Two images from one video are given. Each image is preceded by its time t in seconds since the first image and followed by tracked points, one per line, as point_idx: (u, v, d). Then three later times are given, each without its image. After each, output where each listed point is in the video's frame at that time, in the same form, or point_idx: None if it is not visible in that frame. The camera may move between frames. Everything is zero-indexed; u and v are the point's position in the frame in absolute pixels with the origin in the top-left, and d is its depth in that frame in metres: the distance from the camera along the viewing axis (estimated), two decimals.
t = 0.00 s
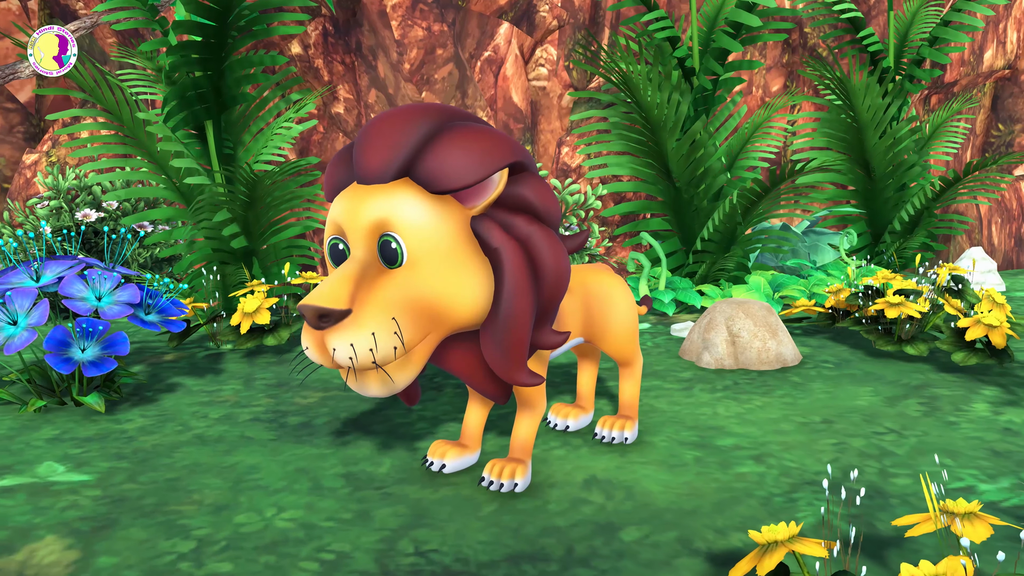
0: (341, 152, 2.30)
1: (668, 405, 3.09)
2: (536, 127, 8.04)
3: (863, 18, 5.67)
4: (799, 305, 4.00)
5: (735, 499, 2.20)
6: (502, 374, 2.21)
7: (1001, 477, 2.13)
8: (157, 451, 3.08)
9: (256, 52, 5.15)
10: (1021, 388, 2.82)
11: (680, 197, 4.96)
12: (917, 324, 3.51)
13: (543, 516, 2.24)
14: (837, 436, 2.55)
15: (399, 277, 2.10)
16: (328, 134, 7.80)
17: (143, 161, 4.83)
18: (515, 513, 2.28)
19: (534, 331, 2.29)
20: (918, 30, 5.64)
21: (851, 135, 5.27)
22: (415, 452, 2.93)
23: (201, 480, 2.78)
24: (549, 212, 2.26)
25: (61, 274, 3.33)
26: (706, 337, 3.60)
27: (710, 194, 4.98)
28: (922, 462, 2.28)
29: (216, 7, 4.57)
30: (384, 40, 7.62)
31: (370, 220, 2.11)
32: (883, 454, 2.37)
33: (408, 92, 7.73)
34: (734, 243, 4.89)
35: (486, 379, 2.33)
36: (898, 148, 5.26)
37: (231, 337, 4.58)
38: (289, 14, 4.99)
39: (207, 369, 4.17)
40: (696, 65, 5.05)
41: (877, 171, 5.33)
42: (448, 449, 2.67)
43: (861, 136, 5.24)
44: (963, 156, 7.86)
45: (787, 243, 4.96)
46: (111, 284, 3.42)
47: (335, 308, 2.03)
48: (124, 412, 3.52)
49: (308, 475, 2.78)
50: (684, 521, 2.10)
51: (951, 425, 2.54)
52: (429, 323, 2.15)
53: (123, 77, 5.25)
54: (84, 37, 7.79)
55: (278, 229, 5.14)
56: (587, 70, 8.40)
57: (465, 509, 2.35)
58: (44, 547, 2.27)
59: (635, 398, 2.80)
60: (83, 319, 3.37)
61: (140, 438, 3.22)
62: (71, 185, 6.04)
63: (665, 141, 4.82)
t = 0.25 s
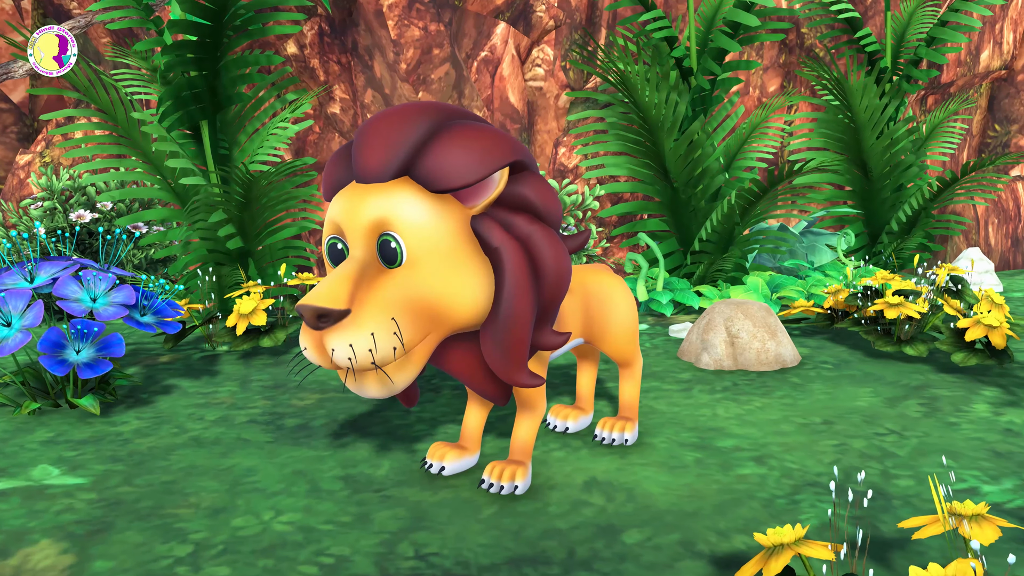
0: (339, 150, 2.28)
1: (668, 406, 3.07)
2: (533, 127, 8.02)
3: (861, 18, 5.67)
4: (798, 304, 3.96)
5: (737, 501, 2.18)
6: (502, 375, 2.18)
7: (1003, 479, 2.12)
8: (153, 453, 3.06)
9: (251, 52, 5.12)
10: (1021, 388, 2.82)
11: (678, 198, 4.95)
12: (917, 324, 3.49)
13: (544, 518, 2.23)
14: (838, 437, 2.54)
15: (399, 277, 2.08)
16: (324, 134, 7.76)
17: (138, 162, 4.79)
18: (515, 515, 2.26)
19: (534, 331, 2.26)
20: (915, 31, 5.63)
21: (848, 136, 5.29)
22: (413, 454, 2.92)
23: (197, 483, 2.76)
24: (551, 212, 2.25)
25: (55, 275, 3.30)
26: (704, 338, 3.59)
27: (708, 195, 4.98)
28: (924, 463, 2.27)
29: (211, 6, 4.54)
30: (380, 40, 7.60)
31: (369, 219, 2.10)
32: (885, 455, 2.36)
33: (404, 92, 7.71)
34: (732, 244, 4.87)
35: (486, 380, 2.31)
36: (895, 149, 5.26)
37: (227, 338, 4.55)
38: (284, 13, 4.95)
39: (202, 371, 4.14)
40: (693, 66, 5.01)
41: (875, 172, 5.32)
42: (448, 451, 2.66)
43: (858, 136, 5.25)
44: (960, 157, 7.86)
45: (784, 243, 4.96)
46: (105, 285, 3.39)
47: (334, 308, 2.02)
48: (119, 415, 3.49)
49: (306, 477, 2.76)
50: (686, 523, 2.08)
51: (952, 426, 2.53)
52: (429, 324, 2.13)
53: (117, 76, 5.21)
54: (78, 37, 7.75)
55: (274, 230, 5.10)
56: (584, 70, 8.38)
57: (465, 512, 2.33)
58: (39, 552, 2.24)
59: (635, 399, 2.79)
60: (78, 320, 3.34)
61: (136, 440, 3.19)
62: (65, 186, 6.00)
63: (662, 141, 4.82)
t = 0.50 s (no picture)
0: (338, 151, 2.26)
1: (668, 407, 3.06)
2: (530, 128, 8.00)
3: (858, 18, 5.66)
4: (797, 306, 3.92)
5: (740, 503, 2.17)
6: (503, 376, 2.16)
7: (1006, 480, 2.11)
8: (149, 456, 3.03)
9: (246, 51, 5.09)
10: (1022, 389, 2.82)
11: (677, 199, 4.94)
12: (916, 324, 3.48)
13: (545, 521, 2.21)
14: (839, 438, 2.53)
15: (399, 278, 2.06)
16: (320, 134, 7.73)
17: (133, 162, 4.76)
18: (516, 518, 2.24)
19: (536, 331, 2.24)
20: (912, 32, 5.65)
21: (845, 137, 5.29)
22: (412, 456, 2.89)
23: (194, 486, 2.73)
24: (552, 211, 2.24)
25: (50, 276, 3.27)
26: (703, 339, 3.58)
27: (706, 195, 4.97)
28: (926, 464, 2.26)
29: (207, 5, 4.49)
30: (377, 39, 7.59)
31: (368, 220, 2.07)
32: (887, 456, 2.35)
33: (401, 92, 7.69)
34: (729, 245, 4.87)
35: (486, 381, 2.29)
36: (893, 149, 5.24)
37: (223, 339, 4.52)
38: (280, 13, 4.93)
39: (198, 373, 4.11)
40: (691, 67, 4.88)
41: (872, 173, 5.32)
42: (447, 453, 2.64)
43: (856, 136, 5.26)
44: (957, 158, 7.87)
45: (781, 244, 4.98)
46: (101, 286, 3.37)
47: (333, 309, 1.99)
48: (115, 417, 3.46)
49: (304, 480, 2.74)
50: (689, 525, 2.07)
51: (953, 427, 2.53)
52: (430, 325, 2.11)
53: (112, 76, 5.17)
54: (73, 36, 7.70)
55: (269, 231, 5.08)
56: (580, 70, 8.36)
57: (466, 515, 2.32)
58: (34, 556, 2.21)
59: (636, 400, 2.77)
60: (73, 322, 3.31)
61: (131, 443, 3.16)
62: (59, 187, 5.97)
63: (660, 142, 4.80)
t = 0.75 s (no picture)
0: (331, 155, 2.24)
1: (668, 409, 3.05)
2: (527, 128, 7.98)
3: (855, 18, 5.67)
4: (795, 308, 3.93)
5: (742, 504, 2.15)
6: (505, 379, 2.15)
7: (1009, 481, 2.11)
8: (145, 458, 3.00)
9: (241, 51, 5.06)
10: (1022, 390, 2.81)
11: (674, 199, 4.94)
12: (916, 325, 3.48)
13: (546, 523, 2.19)
14: (840, 439, 2.52)
15: (397, 284, 2.04)
16: (316, 135, 7.69)
17: (128, 162, 4.73)
18: (517, 521, 2.23)
19: (537, 332, 2.23)
20: (909, 32, 5.65)
21: (842, 137, 5.30)
22: (411, 458, 2.88)
23: (191, 489, 2.71)
24: (548, 210, 2.20)
25: (44, 277, 3.24)
26: (702, 339, 3.56)
27: (704, 195, 4.99)
28: (928, 465, 2.25)
29: (202, 4, 4.46)
30: (373, 39, 7.56)
31: (364, 226, 2.05)
32: (888, 458, 2.34)
33: (397, 92, 7.66)
34: (726, 246, 4.87)
35: (488, 384, 2.27)
36: (890, 150, 5.25)
37: (219, 341, 4.46)
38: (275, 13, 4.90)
39: (194, 375, 4.08)
40: (689, 66, 5.00)
41: (869, 173, 5.33)
42: (447, 455, 2.63)
43: (853, 137, 5.26)
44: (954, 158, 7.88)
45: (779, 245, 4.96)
46: (96, 287, 3.34)
47: (332, 318, 1.98)
48: (110, 419, 3.43)
49: (302, 483, 2.71)
50: (691, 527, 2.05)
51: (954, 427, 2.52)
52: (430, 329, 2.09)
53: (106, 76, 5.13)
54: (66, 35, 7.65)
55: (266, 231, 5.05)
56: (577, 70, 8.34)
57: (466, 517, 2.30)
58: (29, 560, 2.18)
59: (636, 402, 2.76)
60: (68, 323, 3.28)
61: (127, 445, 3.13)
62: (53, 188, 5.94)
63: (658, 142, 4.79)
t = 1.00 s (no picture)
0: (323, 163, 2.20)
1: (668, 410, 3.04)
2: (523, 129, 7.96)
3: (853, 18, 5.68)
4: (793, 309, 3.93)
5: (744, 507, 2.14)
6: (508, 380, 2.13)
7: (1012, 482, 2.10)
8: (141, 461, 2.98)
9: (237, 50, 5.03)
10: (1023, 390, 2.81)
11: (672, 200, 4.94)
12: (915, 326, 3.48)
13: (547, 526, 2.18)
14: (842, 441, 2.51)
15: (396, 289, 2.02)
16: (312, 135, 7.66)
17: (122, 163, 4.69)
18: (518, 524, 2.21)
19: (539, 332, 2.21)
20: (906, 32, 5.65)
21: (840, 137, 5.30)
22: (410, 461, 2.85)
23: (188, 492, 2.68)
24: (545, 209, 2.18)
25: (38, 278, 3.21)
26: (701, 340, 3.55)
27: (702, 196, 4.99)
28: (930, 466, 2.25)
29: (198, 4, 4.43)
30: (370, 39, 7.52)
31: (360, 232, 2.01)
32: (890, 459, 2.33)
33: (394, 92, 7.63)
34: (725, 247, 4.86)
35: (490, 386, 2.26)
36: (888, 150, 5.27)
37: (215, 343, 4.45)
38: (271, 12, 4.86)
39: (190, 377, 4.05)
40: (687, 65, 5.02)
41: (866, 174, 5.34)
42: (446, 458, 2.61)
43: (851, 137, 5.27)
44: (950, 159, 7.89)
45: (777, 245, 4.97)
46: (91, 288, 3.31)
47: (332, 328, 1.94)
48: (105, 422, 3.40)
49: (300, 486, 2.69)
50: (694, 530, 2.04)
51: (955, 428, 2.51)
52: (430, 334, 2.07)
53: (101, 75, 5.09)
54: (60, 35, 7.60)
55: (262, 232, 5.02)
56: (574, 70, 8.33)
57: (466, 520, 2.28)
58: (24, 565, 2.16)
59: (637, 403, 2.75)
60: (62, 325, 3.24)
61: (122, 448, 3.10)
62: (46, 189, 5.89)
63: (655, 143, 4.78)
